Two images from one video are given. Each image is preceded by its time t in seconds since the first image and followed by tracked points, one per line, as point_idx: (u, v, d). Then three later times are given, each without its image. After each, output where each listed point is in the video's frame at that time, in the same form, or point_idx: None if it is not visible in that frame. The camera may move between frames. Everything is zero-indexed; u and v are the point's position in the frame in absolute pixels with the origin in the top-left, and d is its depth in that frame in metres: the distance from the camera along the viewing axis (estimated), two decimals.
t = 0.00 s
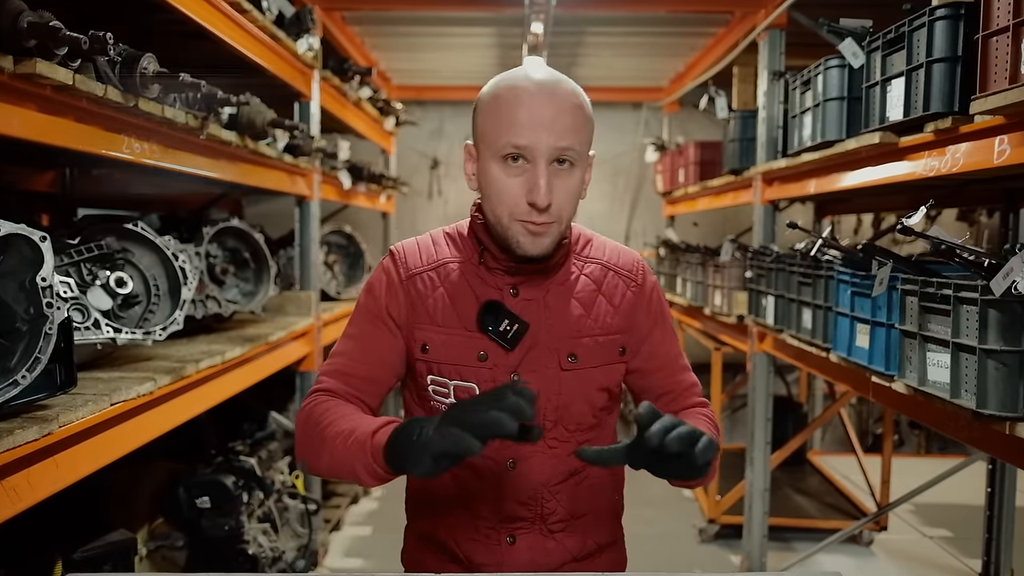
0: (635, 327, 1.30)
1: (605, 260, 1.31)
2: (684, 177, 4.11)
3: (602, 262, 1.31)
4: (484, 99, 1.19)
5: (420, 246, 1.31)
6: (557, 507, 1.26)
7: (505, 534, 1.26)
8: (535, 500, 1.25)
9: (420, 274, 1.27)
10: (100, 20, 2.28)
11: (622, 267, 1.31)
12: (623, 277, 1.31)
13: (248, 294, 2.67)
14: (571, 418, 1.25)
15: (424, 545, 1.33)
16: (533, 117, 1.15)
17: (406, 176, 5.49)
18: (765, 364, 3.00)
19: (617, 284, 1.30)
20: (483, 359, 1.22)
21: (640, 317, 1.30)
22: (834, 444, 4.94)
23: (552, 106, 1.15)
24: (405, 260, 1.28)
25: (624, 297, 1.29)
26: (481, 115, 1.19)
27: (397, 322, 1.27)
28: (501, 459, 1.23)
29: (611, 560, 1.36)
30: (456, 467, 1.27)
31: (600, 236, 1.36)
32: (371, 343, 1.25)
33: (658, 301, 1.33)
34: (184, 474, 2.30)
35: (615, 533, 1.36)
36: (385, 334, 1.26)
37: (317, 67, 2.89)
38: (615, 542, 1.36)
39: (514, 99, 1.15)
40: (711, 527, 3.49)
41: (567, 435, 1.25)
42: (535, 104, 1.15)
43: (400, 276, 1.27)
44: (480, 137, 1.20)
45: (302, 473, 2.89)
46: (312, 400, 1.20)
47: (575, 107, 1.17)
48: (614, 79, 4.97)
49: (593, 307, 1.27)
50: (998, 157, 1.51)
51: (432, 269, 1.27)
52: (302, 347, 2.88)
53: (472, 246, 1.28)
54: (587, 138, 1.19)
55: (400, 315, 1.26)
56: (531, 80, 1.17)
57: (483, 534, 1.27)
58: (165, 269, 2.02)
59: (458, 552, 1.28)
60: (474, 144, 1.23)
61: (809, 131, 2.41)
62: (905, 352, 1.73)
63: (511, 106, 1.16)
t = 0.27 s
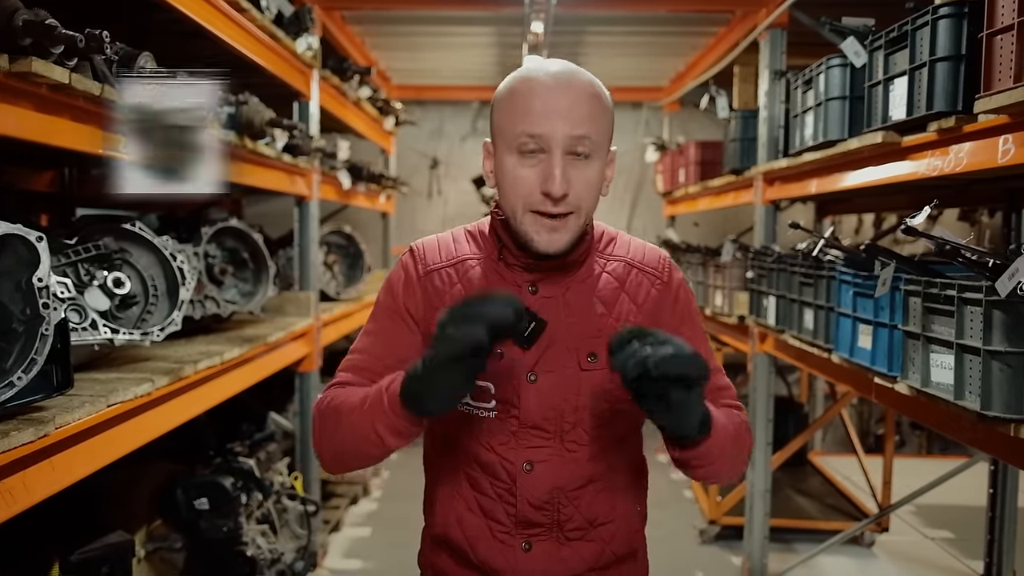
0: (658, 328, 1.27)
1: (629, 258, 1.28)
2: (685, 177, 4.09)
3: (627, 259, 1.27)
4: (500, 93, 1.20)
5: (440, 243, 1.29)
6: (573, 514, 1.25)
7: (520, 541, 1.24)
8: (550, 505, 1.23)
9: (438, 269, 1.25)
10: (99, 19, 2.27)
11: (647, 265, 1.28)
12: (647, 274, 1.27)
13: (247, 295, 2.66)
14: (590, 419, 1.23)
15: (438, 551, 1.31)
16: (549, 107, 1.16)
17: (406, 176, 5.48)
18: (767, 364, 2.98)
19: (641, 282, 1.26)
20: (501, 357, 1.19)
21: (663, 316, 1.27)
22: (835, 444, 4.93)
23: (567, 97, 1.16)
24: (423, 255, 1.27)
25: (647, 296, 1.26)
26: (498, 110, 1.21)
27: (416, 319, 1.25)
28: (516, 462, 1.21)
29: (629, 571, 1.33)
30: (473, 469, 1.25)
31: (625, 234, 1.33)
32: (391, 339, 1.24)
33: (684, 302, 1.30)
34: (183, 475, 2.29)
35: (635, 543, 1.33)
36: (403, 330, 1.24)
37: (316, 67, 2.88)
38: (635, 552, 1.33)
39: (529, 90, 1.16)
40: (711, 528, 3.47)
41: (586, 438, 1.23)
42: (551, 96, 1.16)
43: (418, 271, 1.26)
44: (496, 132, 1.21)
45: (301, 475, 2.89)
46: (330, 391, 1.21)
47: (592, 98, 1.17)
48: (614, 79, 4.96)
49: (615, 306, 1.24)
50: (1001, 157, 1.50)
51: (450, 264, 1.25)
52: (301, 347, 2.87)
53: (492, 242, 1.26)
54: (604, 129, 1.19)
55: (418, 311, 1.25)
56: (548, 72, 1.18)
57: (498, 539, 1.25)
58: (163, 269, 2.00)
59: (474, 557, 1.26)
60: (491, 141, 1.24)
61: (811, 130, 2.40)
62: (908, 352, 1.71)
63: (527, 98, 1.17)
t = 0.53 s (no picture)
0: (669, 332, 1.25)
1: (642, 260, 1.26)
2: (685, 177, 4.08)
3: (639, 262, 1.26)
4: (508, 92, 1.19)
5: (450, 243, 1.29)
6: (580, 521, 1.24)
7: (525, 547, 1.23)
8: (556, 512, 1.22)
9: (447, 270, 1.25)
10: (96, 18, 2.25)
11: (660, 268, 1.26)
12: (660, 278, 1.25)
13: (245, 296, 2.65)
14: (597, 422, 1.23)
15: (445, 553, 1.31)
16: (558, 106, 1.14)
17: (405, 176, 5.48)
18: (767, 365, 2.98)
19: (653, 286, 1.25)
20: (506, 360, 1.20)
21: (676, 321, 1.25)
22: (835, 445, 4.92)
23: (576, 95, 1.14)
24: (433, 256, 1.27)
25: (660, 300, 1.24)
26: (507, 109, 1.19)
27: (426, 320, 1.25)
28: (520, 468, 1.21)
29: None
30: (478, 472, 1.25)
31: (640, 236, 1.32)
32: (404, 342, 1.23)
33: (699, 306, 1.27)
34: (180, 477, 2.28)
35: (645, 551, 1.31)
36: (415, 331, 1.24)
37: (315, 67, 2.87)
38: (644, 562, 1.32)
39: (537, 88, 1.14)
40: (711, 530, 3.46)
41: (592, 444, 1.23)
42: (560, 94, 1.14)
43: (427, 272, 1.26)
44: (505, 132, 1.19)
45: (300, 477, 2.92)
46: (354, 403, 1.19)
47: (602, 96, 1.15)
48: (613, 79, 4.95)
49: (626, 309, 1.23)
50: (1004, 157, 1.49)
51: (459, 265, 1.25)
52: (300, 348, 2.86)
53: (503, 244, 1.26)
54: (615, 127, 1.17)
55: (428, 312, 1.25)
56: (557, 71, 1.16)
57: (503, 545, 1.24)
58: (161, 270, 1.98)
59: (479, 563, 1.25)
60: (500, 141, 1.23)
61: (811, 131, 2.39)
62: (909, 354, 1.70)
63: (535, 96, 1.15)
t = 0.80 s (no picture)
0: (677, 339, 1.23)
1: (650, 267, 1.25)
2: (685, 177, 4.08)
3: (647, 269, 1.25)
4: (515, 94, 1.19)
5: (458, 247, 1.30)
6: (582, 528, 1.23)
7: (527, 552, 1.22)
8: (558, 518, 1.21)
9: (453, 275, 1.26)
10: (94, 19, 2.24)
11: (669, 276, 1.25)
12: (668, 286, 1.24)
13: (244, 297, 2.64)
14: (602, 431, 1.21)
15: (448, 554, 1.34)
16: (565, 109, 1.13)
17: (405, 176, 5.47)
18: (767, 367, 2.97)
19: (661, 294, 1.24)
20: (510, 367, 1.19)
21: (683, 331, 1.23)
22: (835, 446, 4.92)
23: (583, 96, 1.13)
24: (441, 260, 1.28)
25: (668, 308, 1.23)
26: (514, 112, 1.19)
27: (432, 325, 1.26)
28: (523, 474, 1.20)
29: None
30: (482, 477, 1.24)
31: (650, 242, 1.31)
32: (411, 348, 1.25)
33: (708, 314, 1.26)
34: (178, 479, 2.28)
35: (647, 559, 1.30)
36: (421, 337, 1.25)
37: (314, 67, 2.86)
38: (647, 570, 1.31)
39: (544, 90, 1.14)
40: (711, 531, 3.46)
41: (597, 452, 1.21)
42: (567, 96, 1.14)
43: (434, 276, 1.27)
44: (512, 134, 1.19)
45: (299, 478, 2.92)
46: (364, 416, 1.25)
47: (609, 98, 1.15)
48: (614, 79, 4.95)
49: (633, 316, 1.21)
50: (1005, 158, 1.48)
51: (466, 270, 1.25)
52: (299, 349, 2.85)
53: (510, 248, 1.26)
54: (622, 129, 1.17)
55: (434, 317, 1.26)
56: (564, 72, 1.16)
57: (505, 550, 1.23)
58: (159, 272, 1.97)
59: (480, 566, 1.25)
60: (507, 143, 1.22)
61: (812, 131, 2.39)
62: (910, 356, 1.69)
63: (542, 99, 1.14)
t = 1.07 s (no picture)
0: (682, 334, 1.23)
1: (654, 263, 1.25)
2: (686, 177, 4.07)
3: (651, 265, 1.25)
4: (516, 92, 1.18)
5: (463, 245, 1.29)
6: (589, 526, 1.22)
7: (533, 551, 1.22)
8: (564, 517, 1.21)
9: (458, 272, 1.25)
10: (93, 18, 2.23)
11: (673, 271, 1.25)
12: (672, 281, 1.24)
13: (244, 297, 2.63)
14: (607, 426, 1.21)
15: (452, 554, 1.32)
16: (566, 105, 1.13)
17: (405, 176, 5.46)
18: (768, 366, 2.96)
19: (665, 289, 1.24)
20: (515, 363, 1.19)
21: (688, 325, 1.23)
22: (836, 446, 4.91)
23: (584, 93, 1.13)
24: (444, 258, 1.27)
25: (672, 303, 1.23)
26: (515, 109, 1.18)
27: (436, 321, 1.25)
28: (529, 472, 1.20)
29: None
30: (486, 474, 1.24)
31: (653, 239, 1.31)
32: (416, 343, 1.24)
33: (714, 309, 1.25)
34: (178, 480, 2.27)
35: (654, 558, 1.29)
36: (426, 333, 1.24)
37: (314, 66, 2.86)
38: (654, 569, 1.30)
39: (545, 87, 1.13)
40: (712, 532, 3.46)
41: (602, 449, 1.21)
42: (568, 92, 1.13)
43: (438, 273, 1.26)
44: (513, 131, 1.18)
45: (299, 479, 2.92)
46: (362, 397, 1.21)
47: (609, 94, 1.14)
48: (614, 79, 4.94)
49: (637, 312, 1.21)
50: (1009, 157, 1.47)
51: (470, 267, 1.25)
52: (299, 350, 2.84)
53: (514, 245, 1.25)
54: (623, 124, 1.15)
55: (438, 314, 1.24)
56: (565, 70, 1.15)
57: (511, 548, 1.23)
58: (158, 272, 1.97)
59: (486, 565, 1.25)
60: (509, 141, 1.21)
61: (814, 131, 2.38)
62: (913, 356, 1.69)
63: (543, 96, 1.14)
